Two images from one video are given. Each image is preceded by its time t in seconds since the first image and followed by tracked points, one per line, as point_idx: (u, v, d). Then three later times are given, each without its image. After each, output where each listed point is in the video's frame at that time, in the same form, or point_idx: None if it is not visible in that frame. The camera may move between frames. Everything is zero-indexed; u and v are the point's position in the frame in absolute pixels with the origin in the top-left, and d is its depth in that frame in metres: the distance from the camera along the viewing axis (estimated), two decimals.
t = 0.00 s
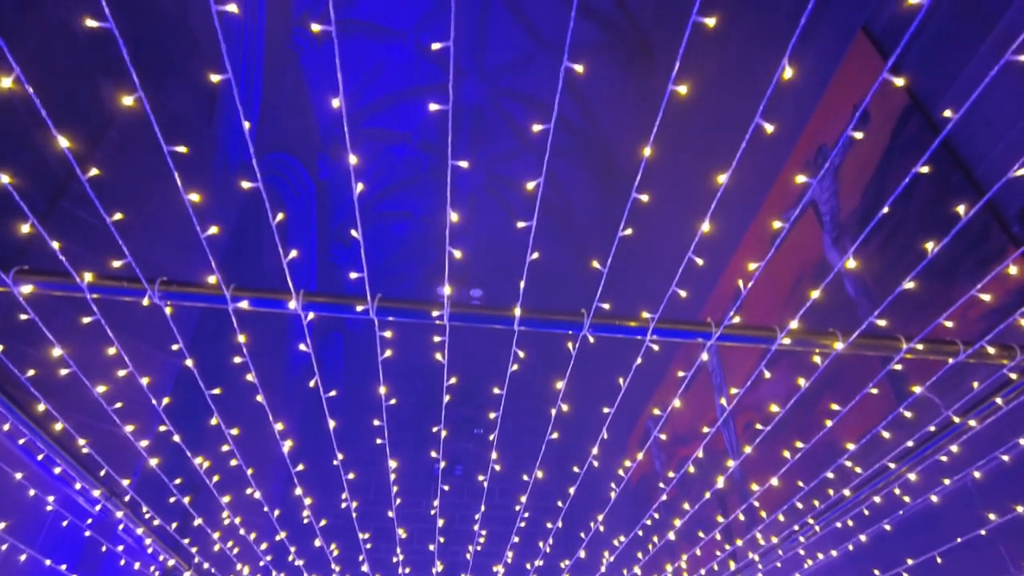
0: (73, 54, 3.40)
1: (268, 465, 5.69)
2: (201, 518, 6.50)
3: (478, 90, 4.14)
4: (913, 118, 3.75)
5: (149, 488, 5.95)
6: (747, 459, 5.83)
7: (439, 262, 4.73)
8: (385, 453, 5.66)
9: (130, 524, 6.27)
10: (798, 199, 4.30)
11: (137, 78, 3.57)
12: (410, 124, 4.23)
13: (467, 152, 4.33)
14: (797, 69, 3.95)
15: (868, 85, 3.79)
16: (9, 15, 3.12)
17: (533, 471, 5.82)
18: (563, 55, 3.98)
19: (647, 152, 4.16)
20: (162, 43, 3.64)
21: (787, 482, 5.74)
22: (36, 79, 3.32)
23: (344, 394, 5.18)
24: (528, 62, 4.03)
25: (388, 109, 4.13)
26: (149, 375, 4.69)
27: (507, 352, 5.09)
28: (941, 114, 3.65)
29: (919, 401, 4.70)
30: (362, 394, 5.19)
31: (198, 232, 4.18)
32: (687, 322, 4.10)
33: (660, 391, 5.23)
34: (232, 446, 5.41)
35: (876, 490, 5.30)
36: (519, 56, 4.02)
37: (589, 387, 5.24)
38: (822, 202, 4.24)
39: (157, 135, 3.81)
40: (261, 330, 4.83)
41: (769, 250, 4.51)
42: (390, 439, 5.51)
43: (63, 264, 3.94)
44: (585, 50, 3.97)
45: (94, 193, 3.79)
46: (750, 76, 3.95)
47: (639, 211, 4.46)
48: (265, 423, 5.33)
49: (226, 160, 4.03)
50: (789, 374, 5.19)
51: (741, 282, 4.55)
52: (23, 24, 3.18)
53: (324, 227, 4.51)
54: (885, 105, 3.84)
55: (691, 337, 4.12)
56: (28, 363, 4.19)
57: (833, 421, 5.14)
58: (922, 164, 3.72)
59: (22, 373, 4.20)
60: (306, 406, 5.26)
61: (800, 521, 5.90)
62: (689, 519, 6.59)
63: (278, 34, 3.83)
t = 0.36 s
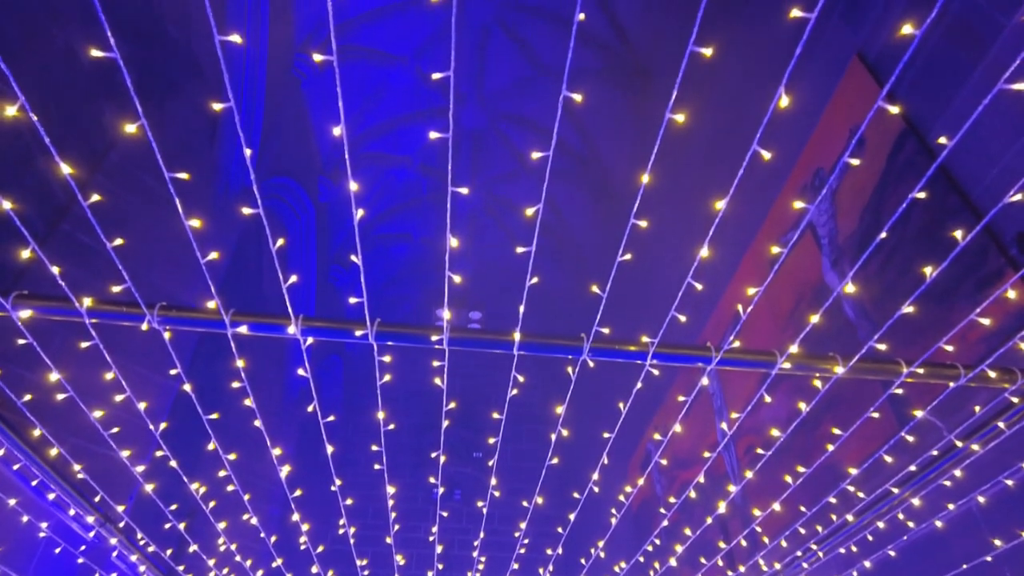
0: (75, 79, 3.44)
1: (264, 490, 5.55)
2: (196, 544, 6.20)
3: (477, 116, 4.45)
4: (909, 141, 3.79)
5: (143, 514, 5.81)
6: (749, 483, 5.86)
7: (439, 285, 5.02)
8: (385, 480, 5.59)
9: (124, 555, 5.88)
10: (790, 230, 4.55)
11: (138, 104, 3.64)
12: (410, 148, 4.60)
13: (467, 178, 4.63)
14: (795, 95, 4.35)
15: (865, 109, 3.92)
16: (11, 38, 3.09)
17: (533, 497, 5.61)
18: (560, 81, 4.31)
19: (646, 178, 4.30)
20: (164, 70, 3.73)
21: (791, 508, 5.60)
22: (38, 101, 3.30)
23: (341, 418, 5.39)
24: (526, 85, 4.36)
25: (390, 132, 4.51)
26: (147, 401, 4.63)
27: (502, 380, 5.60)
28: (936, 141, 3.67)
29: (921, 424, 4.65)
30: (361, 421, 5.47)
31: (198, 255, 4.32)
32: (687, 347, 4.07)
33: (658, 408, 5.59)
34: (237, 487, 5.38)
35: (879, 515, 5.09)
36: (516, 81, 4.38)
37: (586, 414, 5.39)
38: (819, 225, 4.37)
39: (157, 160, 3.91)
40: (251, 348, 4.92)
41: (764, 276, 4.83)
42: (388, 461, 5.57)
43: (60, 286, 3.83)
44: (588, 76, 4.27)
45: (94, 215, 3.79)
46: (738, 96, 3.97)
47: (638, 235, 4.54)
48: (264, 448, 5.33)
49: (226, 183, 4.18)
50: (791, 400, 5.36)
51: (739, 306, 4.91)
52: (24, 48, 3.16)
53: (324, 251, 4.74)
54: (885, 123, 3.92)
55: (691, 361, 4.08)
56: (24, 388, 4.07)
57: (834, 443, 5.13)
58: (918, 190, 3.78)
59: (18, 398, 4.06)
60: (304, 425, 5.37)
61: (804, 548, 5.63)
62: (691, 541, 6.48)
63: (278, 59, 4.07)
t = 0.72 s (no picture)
0: (75, 87, 3.41)
1: (260, 499, 5.44)
2: (191, 554, 6.10)
3: (477, 126, 4.26)
4: (909, 148, 3.75)
5: (136, 522, 5.68)
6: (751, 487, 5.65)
7: (438, 293, 4.85)
8: (381, 486, 5.48)
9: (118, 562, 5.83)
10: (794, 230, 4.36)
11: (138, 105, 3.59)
12: (409, 159, 4.40)
13: (467, 178, 4.44)
14: (797, 89, 4.07)
15: (863, 112, 3.87)
16: (10, 47, 3.11)
17: (533, 503, 5.61)
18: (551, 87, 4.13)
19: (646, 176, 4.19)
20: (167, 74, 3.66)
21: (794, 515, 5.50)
22: (33, 101, 3.28)
23: (338, 424, 5.21)
24: (526, 98, 4.19)
25: (389, 144, 4.30)
26: (141, 406, 4.55)
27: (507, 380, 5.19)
28: (939, 138, 3.63)
29: (926, 429, 4.61)
30: (359, 427, 5.26)
31: (194, 257, 4.14)
32: (688, 350, 4.04)
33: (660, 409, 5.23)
34: (232, 494, 5.31)
35: (884, 523, 5.04)
36: (515, 91, 4.17)
37: (591, 418, 5.25)
38: (818, 232, 4.27)
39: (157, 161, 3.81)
40: (253, 355, 4.81)
41: (770, 278, 4.58)
42: (386, 469, 5.42)
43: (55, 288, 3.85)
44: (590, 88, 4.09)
45: (91, 218, 3.75)
46: (745, 102, 4.03)
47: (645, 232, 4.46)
48: (259, 453, 5.16)
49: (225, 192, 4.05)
50: (793, 405, 5.17)
51: (744, 307, 4.68)
52: (25, 58, 3.17)
53: (323, 258, 4.61)
54: (878, 128, 3.86)
55: (692, 364, 4.05)
56: (16, 394, 4.05)
57: (839, 448, 5.01)
58: (922, 186, 3.72)
59: (10, 403, 4.06)
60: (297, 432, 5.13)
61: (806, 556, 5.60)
62: (693, 553, 6.21)
63: (279, 69, 3.90)
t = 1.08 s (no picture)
0: (72, 83, 3.49)
1: (253, 492, 5.37)
2: (184, 549, 5.97)
3: (474, 125, 4.26)
4: (907, 142, 3.71)
5: (128, 517, 5.59)
6: (748, 484, 5.57)
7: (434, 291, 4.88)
8: (375, 481, 5.51)
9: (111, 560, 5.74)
10: (795, 217, 4.24)
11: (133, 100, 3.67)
12: (406, 158, 4.41)
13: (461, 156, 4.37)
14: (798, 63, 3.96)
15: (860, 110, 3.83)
16: (10, 46, 3.26)
17: (529, 496, 5.71)
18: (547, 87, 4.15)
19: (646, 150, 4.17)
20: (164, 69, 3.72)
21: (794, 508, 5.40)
22: (26, 94, 3.38)
23: (333, 414, 5.23)
24: (525, 97, 4.18)
25: (385, 143, 4.32)
26: (132, 395, 4.50)
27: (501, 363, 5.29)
28: (940, 116, 3.56)
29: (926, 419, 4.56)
30: (354, 409, 5.29)
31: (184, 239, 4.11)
32: (687, 336, 3.99)
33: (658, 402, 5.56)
34: (226, 485, 5.22)
35: (883, 515, 5.01)
36: (514, 93, 4.17)
37: (588, 406, 5.37)
38: (817, 228, 4.20)
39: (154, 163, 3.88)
40: (247, 362, 4.79)
41: (772, 269, 4.43)
42: (382, 464, 5.45)
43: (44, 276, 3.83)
44: (586, 88, 4.14)
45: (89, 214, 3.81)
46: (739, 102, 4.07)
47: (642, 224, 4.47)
48: (251, 445, 5.09)
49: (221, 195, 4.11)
50: (791, 394, 5.05)
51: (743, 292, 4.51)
52: (22, 55, 3.31)
53: (321, 258, 4.61)
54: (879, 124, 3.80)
55: (690, 352, 3.99)
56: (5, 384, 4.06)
57: (838, 439, 4.96)
58: (924, 165, 3.66)
59: None
60: (295, 425, 5.15)
61: (806, 552, 5.52)
62: (691, 547, 6.04)
63: (277, 69, 3.98)
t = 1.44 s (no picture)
0: (66, 79, 3.57)
1: (249, 471, 5.38)
2: (180, 534, 5.98)
3: (471, 119, 4.09)
4: (905, 129, 3.67)
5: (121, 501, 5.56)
6: (747, 466, 5.42)
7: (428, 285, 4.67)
8: (372, 458, 5.44)
9: (103, 540, 5.74)
10: (796, 209, 4.18)
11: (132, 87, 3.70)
12: (403, 153, 4.18)
13: (457, 119, 4.08)
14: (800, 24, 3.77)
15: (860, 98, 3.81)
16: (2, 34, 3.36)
17: (527, 478, 5.61)
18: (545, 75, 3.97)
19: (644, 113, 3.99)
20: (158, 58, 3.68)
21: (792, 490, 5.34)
22: (27, 79, 3.49)
23: (327, 392, 4.94)
24: (516, 93, 4.01)
25: (381, 137, 4.10)
26: (124, 373, 4.46)
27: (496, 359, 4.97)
28: (946, 76, 3.46)
29: (926, 395, 4.49)
30: (350, 392, 4.98)
31: (175, 206, 4.03)
32: (685, 311, 3.94)
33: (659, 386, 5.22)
34: (220, 468, 5.29)
35: (882, 499, 4.99)
36: (512, 88, 3.99)
37: (586, 381, 5.16)
38: (815, 218, 4.16)
39: (150, 149, 3.87)
40: (248, 359, 4.68)
41: (767, 261, 4.42)
42: (377, 442, 5.30)
43: (35, 250, 3.88)
44: (582, 82, 4.00)
45: (89, 209, 3.91)
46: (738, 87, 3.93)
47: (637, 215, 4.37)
48: (244, 423, 5.01)
49: (217, 183, 4.01)
50: (790, 372, 4.91)
51: (742, 263, 4.40)
52: (15, 40, 3.41)
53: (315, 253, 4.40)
54: (876, 116, 3.78)
55: (688, 325, 3.95)
56: None
57: (836, 418, 4.86)
58: (928, 128, 3.58)
59: None
60: (288, 414, 5.01)
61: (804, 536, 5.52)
62: (689, 533, 5.97)
63: (270, 56, 3.79)
